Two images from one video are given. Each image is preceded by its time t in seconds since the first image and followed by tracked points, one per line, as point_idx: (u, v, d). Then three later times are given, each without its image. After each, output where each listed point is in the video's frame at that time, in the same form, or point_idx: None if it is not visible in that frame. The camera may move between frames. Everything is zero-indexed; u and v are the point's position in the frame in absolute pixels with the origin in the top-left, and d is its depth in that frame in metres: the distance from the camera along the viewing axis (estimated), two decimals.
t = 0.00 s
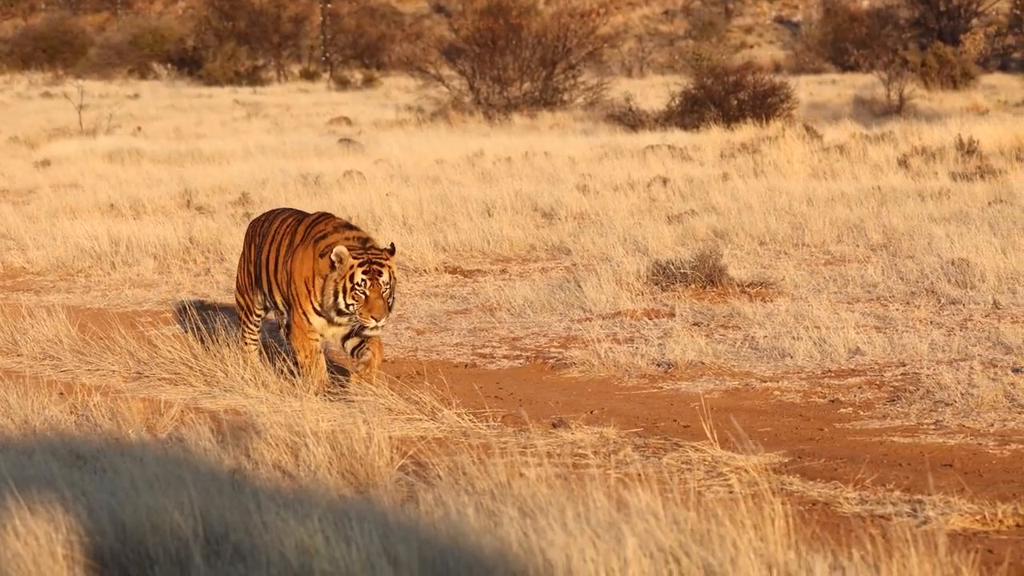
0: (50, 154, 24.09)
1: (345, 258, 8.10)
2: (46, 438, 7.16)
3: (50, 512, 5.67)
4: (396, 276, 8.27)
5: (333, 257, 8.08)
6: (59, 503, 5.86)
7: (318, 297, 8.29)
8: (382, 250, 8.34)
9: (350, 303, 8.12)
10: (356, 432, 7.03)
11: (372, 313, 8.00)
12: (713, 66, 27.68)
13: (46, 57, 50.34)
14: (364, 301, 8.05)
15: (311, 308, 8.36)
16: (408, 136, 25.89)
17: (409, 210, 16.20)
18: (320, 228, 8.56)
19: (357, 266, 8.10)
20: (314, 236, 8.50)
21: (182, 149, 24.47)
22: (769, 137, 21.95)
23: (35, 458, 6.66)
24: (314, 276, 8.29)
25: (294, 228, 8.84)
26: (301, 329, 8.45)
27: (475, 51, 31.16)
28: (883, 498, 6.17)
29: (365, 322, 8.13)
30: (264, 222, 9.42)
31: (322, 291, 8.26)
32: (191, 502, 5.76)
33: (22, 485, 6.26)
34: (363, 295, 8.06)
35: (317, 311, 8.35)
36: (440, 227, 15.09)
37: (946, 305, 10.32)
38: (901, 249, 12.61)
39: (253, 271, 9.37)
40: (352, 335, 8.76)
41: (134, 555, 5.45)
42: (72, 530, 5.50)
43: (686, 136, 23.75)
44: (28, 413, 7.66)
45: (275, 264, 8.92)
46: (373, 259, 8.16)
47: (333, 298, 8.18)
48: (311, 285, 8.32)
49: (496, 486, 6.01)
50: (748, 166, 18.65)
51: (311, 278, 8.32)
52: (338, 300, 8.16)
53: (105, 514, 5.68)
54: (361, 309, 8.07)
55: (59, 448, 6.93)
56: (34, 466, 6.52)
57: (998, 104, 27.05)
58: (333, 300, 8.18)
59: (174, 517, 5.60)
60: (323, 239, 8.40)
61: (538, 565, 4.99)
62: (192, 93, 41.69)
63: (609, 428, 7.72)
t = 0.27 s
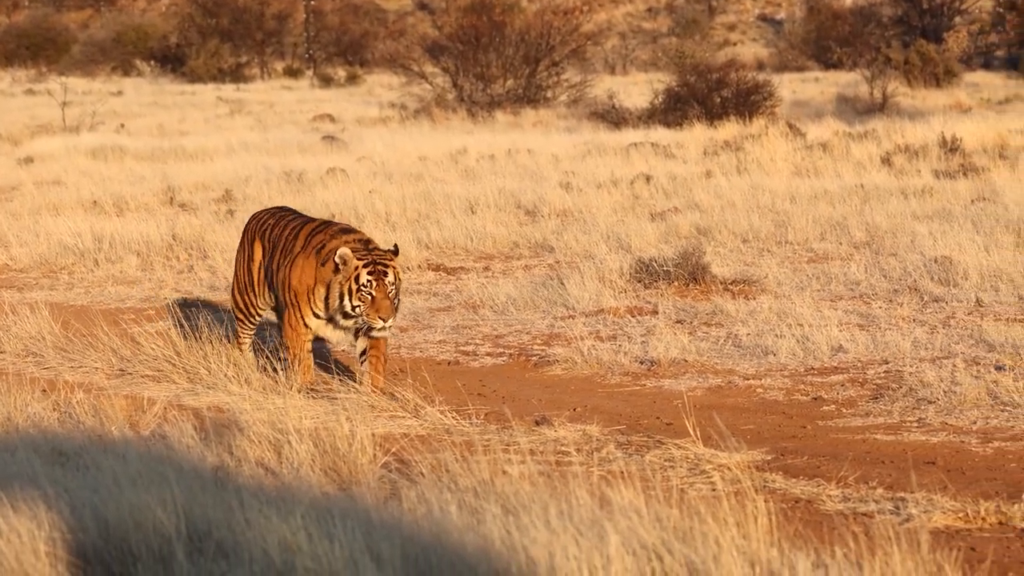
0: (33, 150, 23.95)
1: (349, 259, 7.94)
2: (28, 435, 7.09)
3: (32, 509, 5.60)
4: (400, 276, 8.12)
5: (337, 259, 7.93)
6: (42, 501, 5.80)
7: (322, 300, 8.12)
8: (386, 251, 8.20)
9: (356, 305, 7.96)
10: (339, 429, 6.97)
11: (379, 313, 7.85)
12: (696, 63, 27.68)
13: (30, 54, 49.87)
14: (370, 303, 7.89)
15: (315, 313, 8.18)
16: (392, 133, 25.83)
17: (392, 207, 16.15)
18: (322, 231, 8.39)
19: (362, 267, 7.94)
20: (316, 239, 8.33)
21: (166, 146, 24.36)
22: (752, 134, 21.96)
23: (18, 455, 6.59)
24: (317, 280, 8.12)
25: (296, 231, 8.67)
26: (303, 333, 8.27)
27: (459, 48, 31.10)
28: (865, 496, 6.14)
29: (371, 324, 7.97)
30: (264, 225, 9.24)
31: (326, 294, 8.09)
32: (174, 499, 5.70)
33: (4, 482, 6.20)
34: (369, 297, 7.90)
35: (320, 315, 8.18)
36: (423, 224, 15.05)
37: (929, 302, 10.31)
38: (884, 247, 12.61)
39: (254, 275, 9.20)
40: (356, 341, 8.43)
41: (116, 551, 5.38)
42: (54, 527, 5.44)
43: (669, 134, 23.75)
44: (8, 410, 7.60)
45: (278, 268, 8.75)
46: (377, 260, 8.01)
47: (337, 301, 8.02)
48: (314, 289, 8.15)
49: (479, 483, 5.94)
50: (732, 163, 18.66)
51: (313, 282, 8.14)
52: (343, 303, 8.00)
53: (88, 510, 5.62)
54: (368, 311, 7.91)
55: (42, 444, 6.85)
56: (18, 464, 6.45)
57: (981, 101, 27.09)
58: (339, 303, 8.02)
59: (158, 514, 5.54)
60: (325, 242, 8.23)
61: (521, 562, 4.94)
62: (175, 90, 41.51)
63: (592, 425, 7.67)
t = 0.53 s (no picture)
0: (11, 148, 23.76)
1: (353, 259, 7.84)
2: (7, 433, 7.00)
3: (9, 508, 5.53)
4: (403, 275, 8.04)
5: (340, 259, 7.82)
6: (20, 499, 5.73)
7: (325, 300, 8.01)
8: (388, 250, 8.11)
9: (359, 305, 7.87)
10: (319, 427, 6.91)
11: (383, 314, 7.76)
12: (676, 61, 27.68)
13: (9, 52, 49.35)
14: (373, 303, 7.81)
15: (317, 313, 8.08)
16: (372, 131, 25.73)
17: (372, 206, 16.07)
18: (325, 229, 8.27)
19: (366, 267, 7.85)
20: (320, 236, 8.21)
21: (146, 144, 24.20)
22: (732, 133, 21.97)
23: None
24: (320, 280, 8.01)
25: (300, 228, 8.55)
26: (304, 332, 8.17)
27: (439, 46, 31.01)
28: (844, 494, 6.12)
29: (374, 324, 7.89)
30: (268, 220, 9.11)
31: (329, 294, 7.98)
32: (154, 497, 5.63)
33: None
34: (373, 297, 7.81)
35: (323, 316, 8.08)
36: (404, 223, 14.98)
37: (909, 301, 10.31)
38: (863, 245, 12.61)
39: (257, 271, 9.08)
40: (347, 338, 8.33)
41: (95, 550, 5.32)
42: (32, 526, 5.38)
43: (649, 132, 23.74)
44: None
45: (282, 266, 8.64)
46: (381, 260, 7.91)
47: (340, 301, 7.92)
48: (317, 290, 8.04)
49: (458, 482, 5.89)
50: (712, 162, 18.65)
51: (315, 282, 8.03)
52: (346, 303, 7.91)
53: (67, 508, 5.56)
54: (371, 311, 7.82)
55: (21, 443, 6.77)
56: None
57: (961, 100, 27.17)
58: (342, 303, 7.92)
59: (136, 512, 5.47)
60: (328, 240, 8.12)
61: (499, 561, 4.90)
62: (155, 88, 41.28)
63: (572, 424, 7.63)
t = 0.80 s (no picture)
0: None
1: (347, 250, 7.76)
2: None
3: None
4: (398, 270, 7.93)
5: (335, 250, 7.75)
6: None
7: (321, 292, 7.92)
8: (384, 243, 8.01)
9: (352, 298, 7.78)
10: (295, 427, 6.84)
11: (375, 307, 7.67)
12: (652, 61, 27.67)
13: None
14: (367, 295, 7.71)
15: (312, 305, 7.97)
16: (349, 130, 25.62)
17: (349, 205, 15.99)
18: (321, 222, 8.19)
19: (360, 259, 7.76)
20: (316, 229, 8.13)
21: (121, 142, 24.02)
22: (708, 132, 21.96)
23: None
24: (315, 272, 7.92)
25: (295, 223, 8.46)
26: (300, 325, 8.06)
27: (416, 46, 30.93)
28: (820, 494, 6.08)
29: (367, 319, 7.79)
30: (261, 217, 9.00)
31: (324, 286, 7.89)
32: (130, 496, 5.55)
33: None
34: (366, 290, 7.72)
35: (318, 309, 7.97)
36: (380, 222, 14.90)
37: (884, 301, 10.29)
38: (839, 245, 12.59)
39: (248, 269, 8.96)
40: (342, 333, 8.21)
41: (70, 548, 5.24)
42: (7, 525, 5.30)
43: (626, 131, 23.72)
44: None
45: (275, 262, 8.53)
46: (376, 253, 7.83)
47: (334, 293, 7.83)
48: (314, 282, 7.95)
49: (434, 481, 5.82)
50: (688, 161, 18.63)
51: (312, 274, 7.95)
52: (340, 295, 7.81)
53: (41, 507, 5.48)
54: (364, 303, 7.73)
55: None
56: None
57: (937, 101, 27.25)
58: (335, 295, 7.83)
59: (111, 511, 5.40)
60: (324, 232, 8.03)
61: (476, 560, 4.84)
62: (131, 85, 41.00)
63: (548, 423, 7.57)
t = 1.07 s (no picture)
0: None
1: (341, 262, 7.48)
2: None
3: None
4: (394, 282, 7.65)
5: (329, 260, 7.48)
6: None
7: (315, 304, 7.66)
8: (380, 254, 7.74)
9: (345, 309, 7.51)
10: (274, 426, 6.77)
11: (368, 320, 7.40)
12: (632, 61, 27.66)
13: None
14: (360, 308, 7.44)
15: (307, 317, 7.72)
16: (328, 130, 25.52)
17: (328, 205, 15.91)
18: (318, 230, 7.92)
19: (354, 270, 7.49)
20: (313, 237, 7.86)
21: (100, 141, 23.85)
22: (688, 133, 21.95)
23: None
24: (311, 282, 7.67)
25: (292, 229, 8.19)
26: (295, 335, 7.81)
27: (395, 45, 30.84)
28: (799, 495, 6.05)
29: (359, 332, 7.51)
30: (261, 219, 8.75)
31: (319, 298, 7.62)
32: (108, 495, 5.49)
33: None
34: (359, 302, 7.45)
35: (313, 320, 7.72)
36: (359, 222, 14.83)
37: (863, 302, 10.28)
38: (818, 246, 12.58)
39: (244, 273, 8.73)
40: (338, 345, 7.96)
41: (48, 547, 5.18)
42: None
43: (605, 132, 23.69)
44: None
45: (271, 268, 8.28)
46: (371, 264, 7.54)
47: (327, 304, 7.56)
48: (310, 292, 7.70)
49: (412, 481, 5.77)
50: (667, 162, 18.62)
51: (308, 284, 7.70)
52: (332, 307, 7.54)
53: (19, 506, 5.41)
54: (357, 316, 7.46)
55: None
56: None
57: (916, 102, 27.31)
58: (328, 306, 7.56)
59: (88, 510, 5.34)
60: (320, 241, 7.76)
61: (454, 561, 4.80)
62: (110, 84, 40.76)
63: (527, 423, 7.53)
